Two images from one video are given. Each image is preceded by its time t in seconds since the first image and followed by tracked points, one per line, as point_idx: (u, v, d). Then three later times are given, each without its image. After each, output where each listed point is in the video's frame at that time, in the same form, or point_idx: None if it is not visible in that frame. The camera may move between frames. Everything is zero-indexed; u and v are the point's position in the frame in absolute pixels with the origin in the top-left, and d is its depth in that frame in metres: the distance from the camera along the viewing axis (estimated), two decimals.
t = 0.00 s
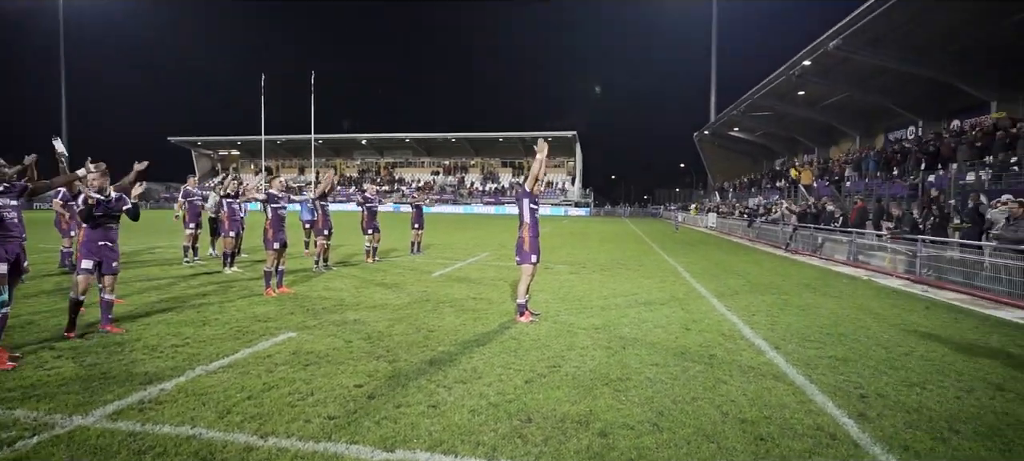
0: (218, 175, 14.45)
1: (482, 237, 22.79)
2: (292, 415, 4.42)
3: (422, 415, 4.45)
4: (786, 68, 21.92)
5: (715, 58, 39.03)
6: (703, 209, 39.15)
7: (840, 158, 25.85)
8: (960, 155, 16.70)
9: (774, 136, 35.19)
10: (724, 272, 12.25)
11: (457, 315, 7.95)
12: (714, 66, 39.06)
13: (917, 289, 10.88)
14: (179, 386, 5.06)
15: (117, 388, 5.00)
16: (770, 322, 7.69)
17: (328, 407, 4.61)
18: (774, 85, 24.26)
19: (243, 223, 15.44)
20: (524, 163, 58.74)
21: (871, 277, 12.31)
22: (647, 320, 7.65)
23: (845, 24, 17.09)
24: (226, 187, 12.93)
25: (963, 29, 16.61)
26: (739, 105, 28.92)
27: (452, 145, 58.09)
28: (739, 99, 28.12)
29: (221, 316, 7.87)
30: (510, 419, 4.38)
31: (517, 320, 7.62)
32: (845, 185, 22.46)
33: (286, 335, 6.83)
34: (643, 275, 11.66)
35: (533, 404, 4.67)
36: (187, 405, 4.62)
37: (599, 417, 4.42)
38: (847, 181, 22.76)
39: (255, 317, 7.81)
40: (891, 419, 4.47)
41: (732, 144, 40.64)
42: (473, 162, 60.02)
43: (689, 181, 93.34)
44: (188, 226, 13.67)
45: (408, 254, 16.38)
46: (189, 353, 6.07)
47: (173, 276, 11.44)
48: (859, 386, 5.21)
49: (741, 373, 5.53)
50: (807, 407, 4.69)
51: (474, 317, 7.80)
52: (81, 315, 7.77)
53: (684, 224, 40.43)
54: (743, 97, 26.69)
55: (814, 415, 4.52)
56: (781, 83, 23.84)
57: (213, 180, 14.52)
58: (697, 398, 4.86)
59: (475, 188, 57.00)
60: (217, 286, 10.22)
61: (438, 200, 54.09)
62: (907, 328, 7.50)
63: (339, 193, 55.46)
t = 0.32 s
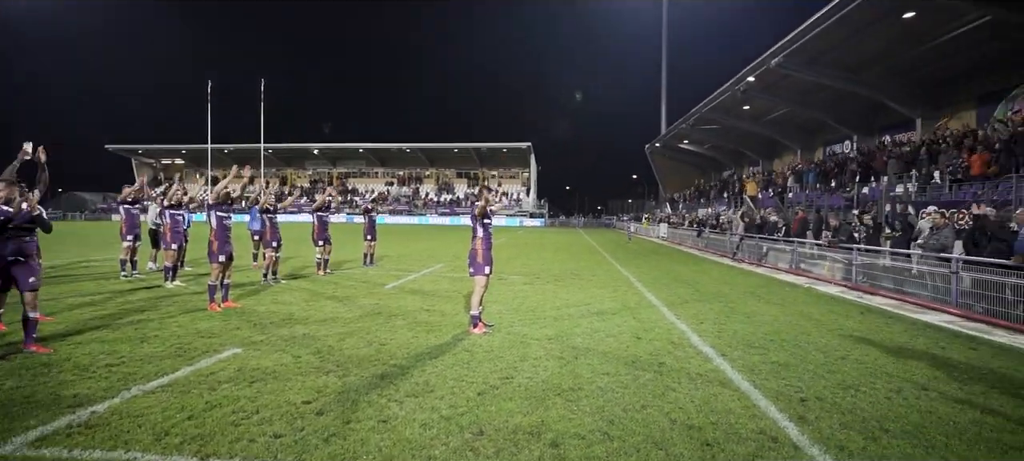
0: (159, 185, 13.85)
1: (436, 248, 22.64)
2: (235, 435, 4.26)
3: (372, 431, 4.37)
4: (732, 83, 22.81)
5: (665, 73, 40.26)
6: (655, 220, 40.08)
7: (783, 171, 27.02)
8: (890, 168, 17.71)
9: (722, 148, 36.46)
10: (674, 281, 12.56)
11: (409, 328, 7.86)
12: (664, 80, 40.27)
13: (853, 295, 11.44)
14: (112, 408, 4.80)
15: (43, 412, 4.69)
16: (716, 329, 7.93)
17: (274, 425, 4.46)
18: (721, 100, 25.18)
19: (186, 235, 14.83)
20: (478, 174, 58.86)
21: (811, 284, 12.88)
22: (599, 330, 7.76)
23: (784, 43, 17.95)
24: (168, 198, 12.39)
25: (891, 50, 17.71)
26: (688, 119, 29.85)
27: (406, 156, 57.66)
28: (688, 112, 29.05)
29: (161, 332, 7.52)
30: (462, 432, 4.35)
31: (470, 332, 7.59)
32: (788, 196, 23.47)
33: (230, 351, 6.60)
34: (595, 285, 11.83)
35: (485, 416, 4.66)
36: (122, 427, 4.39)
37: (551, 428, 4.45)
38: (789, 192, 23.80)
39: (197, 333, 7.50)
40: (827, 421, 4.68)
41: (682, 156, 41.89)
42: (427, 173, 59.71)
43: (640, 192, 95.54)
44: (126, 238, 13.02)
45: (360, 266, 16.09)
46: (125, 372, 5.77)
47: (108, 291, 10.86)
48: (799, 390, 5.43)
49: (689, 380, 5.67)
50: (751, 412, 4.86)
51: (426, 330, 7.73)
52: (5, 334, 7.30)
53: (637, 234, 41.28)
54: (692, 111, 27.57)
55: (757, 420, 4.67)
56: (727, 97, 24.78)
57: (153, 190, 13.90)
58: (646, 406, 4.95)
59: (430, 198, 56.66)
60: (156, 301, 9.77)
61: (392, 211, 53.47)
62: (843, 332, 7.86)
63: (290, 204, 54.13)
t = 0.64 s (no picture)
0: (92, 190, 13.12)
1: (389, 255, 22.37)
2: (172, 452, 4.08)
3: (319, 442, 4.27)
4: (681, 93, 23.56)
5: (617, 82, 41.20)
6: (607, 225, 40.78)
7: (729, 178, 28.04)
8: (827, 176, 18.62)
9: (671, 156, 37.53)
10: (625, 286, 12.81)
11: (360, 336, 7.71)
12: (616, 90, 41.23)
13: (793, 298, 11.95)
14: (36, 427, 4.52)
15: None
16: (665, 333, 8.13)
17: (215, 440, 4.30)
18: (670, 109, 25.99)
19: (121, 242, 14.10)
20: (432, 180, 58.55)
21: (755, 288, 13.39)
22: (551, 335, 7.84)
23: (729, 55, 18.69)
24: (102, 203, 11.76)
25: (827, 65, 18.67)
26: (639, 127, 30.63)
27: (359, 162, 56.78)
28: (639, 120, 29.76)
29: (93, 346, 7.13)
30: (412, 441, 4.30)
31: (422, 340, 7.53)
32: (733, 203, 24.35)
33: (169, 364, 6.31)
34: (548, 291, 11.94)
35: (436, 424, 4.62)
36: (46, 448, 4.13)
37: (502, 435, 4.46)
38: (734, 199, 24.69)
39: (134, 345, 7.14)
40: (768, 420, 4.86)
41: (634, 163, 42.89)
42: (380, 179, 59.01)
43: (593, 199, 97.05)
44: (54, 247, 12.27)
45: (310, 273, 15.68)
46: (51, 389, 5.43)
47: (34, 303, 10.21)
48: (742, 391, 5.63)
49: (638, 383, 5.79)
50: (697, 413, 5.00)
51: (377, 338, 7.61)
52: None
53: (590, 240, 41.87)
54: (643, 119, 28.33)
55: (703, 421, 4.81)
56: (676, 107, 25.60)
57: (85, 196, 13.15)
58: (596, 410, 5.03)
59: (383, 204, 55.90)
60: (88, 313, 9.24)
61: (344, 217, 52.48)
62: (784, 334, 8.20)
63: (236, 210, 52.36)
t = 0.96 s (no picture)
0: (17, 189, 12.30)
1: (340, 257, 21.93)
2: None
3: (265, 452, 4.14)
4: (633, 98, 24.12)
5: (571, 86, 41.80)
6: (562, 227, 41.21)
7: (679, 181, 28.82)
8: (771, 180, 19.38)
9: (623, 159, 38.34)
10: (578, 287, 12.97)
11: (309, 341, 7.52)
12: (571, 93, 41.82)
13: (740, 297, 12.36)
14: None
15: None
16: (617, 333, 8.28)
17: (152, 453, 4.10)
18: (622, 112, 26.59)
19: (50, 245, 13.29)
20: (386, 181, 57.78)
21: (704, 288, 13.78)
22: (505, 337, 7.85)
23: (678, 61, 19.25)
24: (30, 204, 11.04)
25: (771, 73, 19.44)
26: (593, 130, 31.15)
27: (310, 163, 55.47)
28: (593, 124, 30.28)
29: (18, 357, 6.68)
30: (362, 447, 4.23)
31: (373, 344, 7.40)
32: (683, 205, 25.04)
33: (103, 374, 5.99)
34: (502, 293, 11.97)
35: (387, 430, 4.55)
36: None
37: (454, 438, 4.43)
38: (684, 202, 25.39)
39: (63, 356, 6.74)
40: (714, 416, 5.01)
41: (587, 166, 43.60)
42: (332, 180, 57.82)
43: (548, 201, 97.90)
44: None
45: (258, 277, 15.20)
46: None
47: None
48: (691, 388, 5.78)
49: (590, 383, 5.87)
50: (647, 411, 5.10)
51: (327, 343, 7.44)
52: None
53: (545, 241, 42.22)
54: (596, 122, 28.84)
55: (652, 419, 4.91)
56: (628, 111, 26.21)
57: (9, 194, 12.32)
58: (548, 411, 5.06)
59: (335, 206, 54.75)
60: (14, 322, 8.66)
61: (294, 220, 51.12)
62: (730, 332, 8.47)
63: (178, 211, 50.20)
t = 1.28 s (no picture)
0: None
1: (294, 258, 21.40)
2: None
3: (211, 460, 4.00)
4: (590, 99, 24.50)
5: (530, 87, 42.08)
6: (520, 227, 41.37)
7: (635, 182, 29.39)
8: (723, 181, 19.98)
9: (580, 160, 38.86)
10: (536, 287, 13.05)
11: (260, 345, 7.31)
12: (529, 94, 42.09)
13: (694, 295, 12.68)
14: None
15: None
16: (573, 332, 8.37)
17: None
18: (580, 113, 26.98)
19: None
20: (342, 181, 56.71)
21: (659, 287, 14.07)
22: (462, 338, 7.82)
23: (634, 64, 19.66)
24: None
25: (722, 76, 20.05)
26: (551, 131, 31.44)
27: (263, 161, 53.93)
28: (551, 124, 30.57)
29: None
30: (313, 453, 4.14)
31: (331, 344, 7.27)
32: (639, 205, 25.54)
33: (35, 384, 5.67)
34: (460, 293, 11.93)
35: (340, 434, 4.47)
36: None
37: (408, 441, 4.38)
38: (640, 202, 25.88)
39: None
40: (667, 412, 5.13)
41: (545, 166, 43.96)
42: (286, 180, 56.37)
43: (507, 201, 98.07)
44: None
45: (207, 279, 14.67)
46: None
47: None
48: (645, 385, 5.90)
49: (546, 382, 5.91)
50: (602, 409, 5.17)
51: (278, 346, 7.25)
52: None
53: (503, 241, 42.30)
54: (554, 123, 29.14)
55: (607, 416, 4.99)
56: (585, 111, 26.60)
57: None
58: (505, 411, 5.08)
59: (289, 206, 53.38)
60: None
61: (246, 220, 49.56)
62: (683, 330, 8.68)
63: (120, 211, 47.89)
